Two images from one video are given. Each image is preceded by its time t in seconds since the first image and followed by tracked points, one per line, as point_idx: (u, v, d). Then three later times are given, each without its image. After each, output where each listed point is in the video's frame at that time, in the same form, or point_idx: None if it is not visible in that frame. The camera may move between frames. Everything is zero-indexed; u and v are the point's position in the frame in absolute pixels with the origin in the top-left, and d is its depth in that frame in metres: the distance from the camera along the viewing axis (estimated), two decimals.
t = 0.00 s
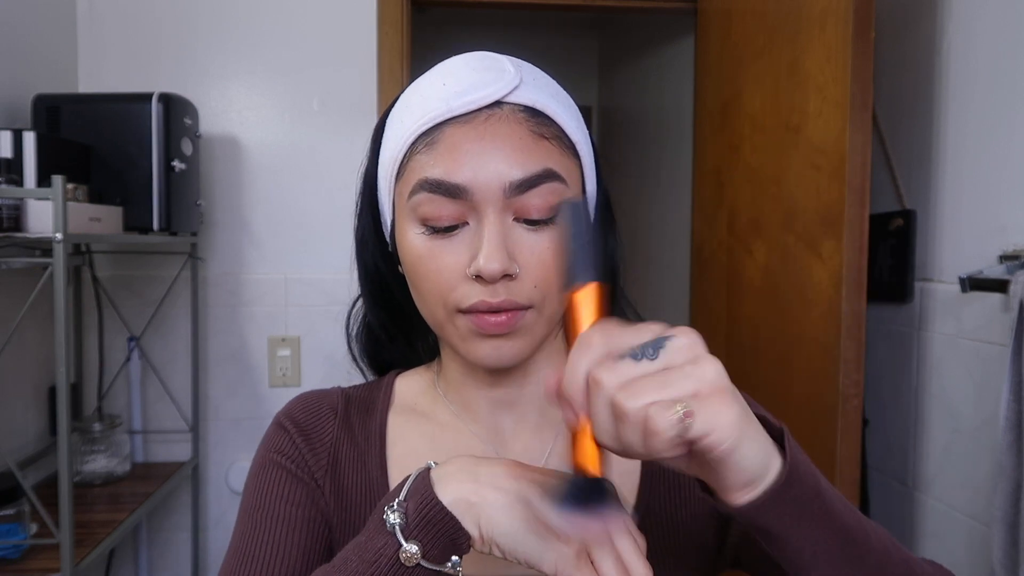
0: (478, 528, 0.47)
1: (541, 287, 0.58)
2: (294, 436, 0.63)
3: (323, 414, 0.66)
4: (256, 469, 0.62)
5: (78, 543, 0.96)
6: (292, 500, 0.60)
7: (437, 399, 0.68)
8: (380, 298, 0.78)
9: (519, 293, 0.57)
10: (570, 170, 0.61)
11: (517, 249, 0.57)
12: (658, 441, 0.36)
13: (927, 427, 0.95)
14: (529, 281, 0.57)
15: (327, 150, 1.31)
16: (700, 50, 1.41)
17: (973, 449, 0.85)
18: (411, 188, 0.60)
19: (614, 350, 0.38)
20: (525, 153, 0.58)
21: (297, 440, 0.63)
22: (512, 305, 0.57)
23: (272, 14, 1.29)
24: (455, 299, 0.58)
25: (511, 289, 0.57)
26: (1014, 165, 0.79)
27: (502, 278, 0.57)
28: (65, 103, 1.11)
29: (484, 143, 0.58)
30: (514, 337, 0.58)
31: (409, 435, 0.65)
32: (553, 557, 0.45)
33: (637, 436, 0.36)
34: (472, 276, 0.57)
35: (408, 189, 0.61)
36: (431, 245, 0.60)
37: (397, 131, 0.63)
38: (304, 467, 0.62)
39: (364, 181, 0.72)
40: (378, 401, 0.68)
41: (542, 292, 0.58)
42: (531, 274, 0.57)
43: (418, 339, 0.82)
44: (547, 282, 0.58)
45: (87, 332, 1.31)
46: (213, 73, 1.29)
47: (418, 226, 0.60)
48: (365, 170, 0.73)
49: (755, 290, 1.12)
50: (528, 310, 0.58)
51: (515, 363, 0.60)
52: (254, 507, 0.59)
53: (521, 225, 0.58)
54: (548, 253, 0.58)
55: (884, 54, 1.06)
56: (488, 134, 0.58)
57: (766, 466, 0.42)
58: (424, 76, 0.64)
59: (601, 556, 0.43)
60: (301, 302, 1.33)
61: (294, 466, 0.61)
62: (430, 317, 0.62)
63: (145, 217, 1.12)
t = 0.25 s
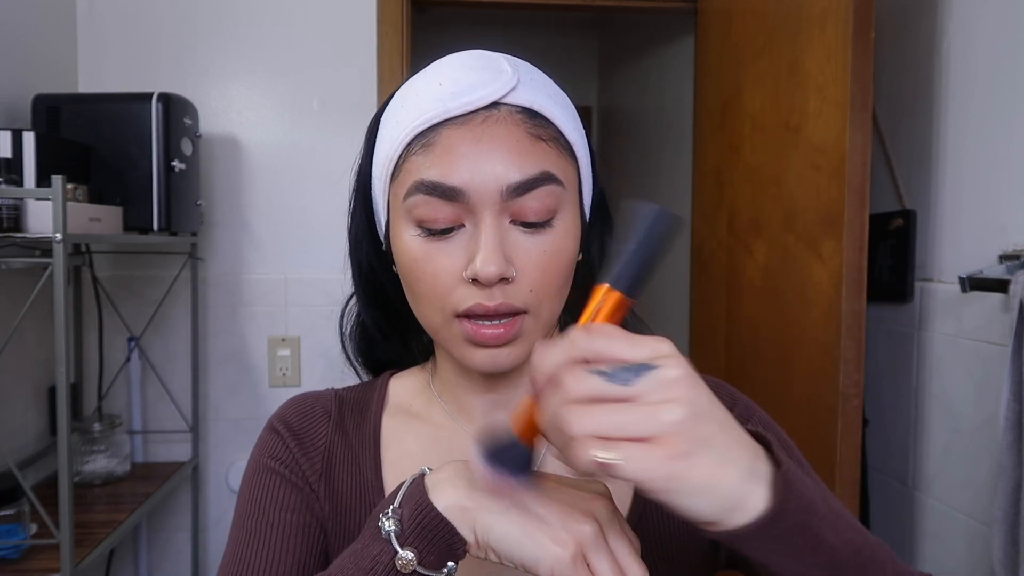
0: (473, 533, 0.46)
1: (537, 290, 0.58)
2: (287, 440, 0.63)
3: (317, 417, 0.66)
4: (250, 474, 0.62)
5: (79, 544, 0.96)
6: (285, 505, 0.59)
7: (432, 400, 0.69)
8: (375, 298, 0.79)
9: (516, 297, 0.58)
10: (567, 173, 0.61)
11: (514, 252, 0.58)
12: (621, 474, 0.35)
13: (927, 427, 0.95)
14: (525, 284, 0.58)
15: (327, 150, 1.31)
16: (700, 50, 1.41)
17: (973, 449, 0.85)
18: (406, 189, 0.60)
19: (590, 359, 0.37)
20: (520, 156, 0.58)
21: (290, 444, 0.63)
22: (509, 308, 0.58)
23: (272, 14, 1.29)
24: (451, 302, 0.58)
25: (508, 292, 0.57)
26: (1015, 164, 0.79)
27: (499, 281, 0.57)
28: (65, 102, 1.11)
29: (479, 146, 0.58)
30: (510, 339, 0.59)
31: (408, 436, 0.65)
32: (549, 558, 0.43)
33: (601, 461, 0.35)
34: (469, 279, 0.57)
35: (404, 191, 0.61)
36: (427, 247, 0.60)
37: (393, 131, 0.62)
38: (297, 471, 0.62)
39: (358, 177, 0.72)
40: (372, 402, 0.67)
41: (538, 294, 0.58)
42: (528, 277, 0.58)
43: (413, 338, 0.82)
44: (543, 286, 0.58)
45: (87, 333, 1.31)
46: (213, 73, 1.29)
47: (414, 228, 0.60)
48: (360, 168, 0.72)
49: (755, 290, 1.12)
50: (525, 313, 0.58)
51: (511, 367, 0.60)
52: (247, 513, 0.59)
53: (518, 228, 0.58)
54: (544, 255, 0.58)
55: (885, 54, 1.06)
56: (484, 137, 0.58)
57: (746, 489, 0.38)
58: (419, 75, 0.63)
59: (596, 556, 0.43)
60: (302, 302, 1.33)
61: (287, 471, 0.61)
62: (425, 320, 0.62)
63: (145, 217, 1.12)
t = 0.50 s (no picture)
0: (474, 539, 0.46)
1: (534, 291, 0.58)
2: (283, 444, 0.63)
3: (313, 420, 0.66)
4: (247, 479, 0.62)
5: (79, 544, 0.96)
6: (282, 510, 0.59)
7: (428, 402, 0.68)
8: (371, 299, 0.79)
9: (512, 299, 0.57)
10: (564, 173, 0.61)
11: (511, 255, 0.58)
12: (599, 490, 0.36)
13: (927, 427, 0.95)
14: (522, 286, 0.58)
15: (327, 150, 1.31)
16: (700, 50, 1.41)
17: (973, 450, 0.85)
18: (402, 191, 0.60)
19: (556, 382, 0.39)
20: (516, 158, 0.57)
21: (287, 448, 0.63)
22: (506, 310, 0.58)
23: (272, 14, 1.29)
24: (448, 304, 0.58)
25: (505, 294, 0.57)
26: (1015, 164, 0.79)
27: (496, 283, 0.57)
28: (65, 102, 1.11)
29: (475, 149, 0.57)
30: (508, 340, 0.59)
31: (405, 437, 0.65)
32: (552, 565, 0.43)
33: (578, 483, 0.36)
34: (465, 280, 0.57)
35: (400, 192, 0.61)
36: (424, 249, 0.59)
37: (389, 132, 0.62)
38: (294, 475, 0.61)
39: (354, 177, 0.72)
40: (369, 406, 0.67)
41: (535, 294, 0.58)
42: (524, 279, 0.58)
43: (409, 339, 0.82)
44: (540, 287, 0.58)
45: (87, 333, 1.31)
46: (213, 73, 1.29)
47: (410, 230, 0.60)
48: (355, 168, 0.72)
49: (755, 290, 1.12)
50: (522, 314, 0.58)
51: (509, 367, 0.60)
52: (244, 517, 0.59)
53: (515, 229, 0.58)
54: (541, 256, 0.58)
55: (884, 54, 1.06)
56: (480, 139, 0.58)
57: (719, 497, 0.39)
58: (415, 76, 0.63)
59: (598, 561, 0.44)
60: (301, 303, 1.33)
61: (284, 475, 0.61)
62: (422, 321, 0.62)
63: (145, 217, 1.12)
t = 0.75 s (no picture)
0: (481, 552, 0.46)
1: (533, 293, 0.58)
2: (282, 445, 0.63)
3: (312, 421, 0.66)
4: (246, 481, 0.62)
5: (79, 544, 0.96)
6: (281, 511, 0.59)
7: (427, 403, 0.68)
8: (369, 300, 0.79)
9: (511, 300, 0.58)
10: (562, 175, 0.61)
11: (509, 256, 0.58)
12: (656, 546, 0.34)
13: (927, 427, 0.95)
14: (521, 288, 0.58)
15: (327, 150, 1.31)
16: (700, 50, 1.41)
17: (973, 450, 0.85)
18: (401, 193, 0.60)
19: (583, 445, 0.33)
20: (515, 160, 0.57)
21: (286, 449, 0.63)
22: (505, 311, 0.58)
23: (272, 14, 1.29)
24: (447, 305, 0.58)
25: (503, 295, 0.57)
26: (1015, 164, 0.79)
27: (495, 285, 0.57)
28: (65, 103, 1.11)
29: (473, 150, 0.57)
30: (507, 342, 0.58)
31: (405, 437, 0.65)
32: None
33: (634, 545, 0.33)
34: (464, 282, 0.57)
35: (399, 194, 0.61)
36: (423, 250, 0.59)
37: (388, 134, 0.62)
38: (294, 477, 0.61)
39: (353, 178, 0.72)
40: (368, 406, 0.67)
41: (534, 295, 0.58)
42: (523, 281, 0.58)
43: (408, 340, 0.82)
44: (539, 289, 0.58)
45: (87, 333, 1.31)
46: (213, 73, 1.29)
47: (409, 232, 0.60)
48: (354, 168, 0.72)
49: (755, 290, 1.12)
50: (521, 315, 0.58)
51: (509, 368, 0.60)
52: (244, 520, 0.59)
53: (513, 231, 0.58)
54: (540, 258, 0.58)
55: (884, 54, 1.06)
56: (478, 141, 0.58)
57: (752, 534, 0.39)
58: (413, 78, 0.63)
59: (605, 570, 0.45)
60: (301, 303, 1.33)
61: (283, 476, 0.61)
62: (421, 323, 0.61)
63: (145, 217, 1.12)
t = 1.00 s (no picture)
0: (492, 559, 0.46)
1: (536, 293, 0.58)
2: (285, 446, 0.63)
3: (315, 422, 0.66)
4: (250, 482, 0.62)
5: (79, 544, 0.96)
6: (285, 513, 0.59)
7: (430, 403, 0.68)
8: (373, 300, 0.79)
9: (515, 300, 0.58)
10: (566, 176, 0.61)
11: (514, 256, 0.58)
12: (634, 510, 0.39)
13: (927, 427, 0.95)
14: (524, 287, 0.58)
15: (327, 150, 1.31)
16: (700, 50, 1.41)
17: (973, 449, 0.85)
18: (406, 192, 0.60)
19: (577, 414, 0.42)
20: (520, 159, 0.58)
21: (289, 451, 0.63)
22: (509, 311, 0.58)
23: (272, 14, 1.29)
24: (451, 304, 0.58)
25: (507, 295, 0.58)
26: (1015, 164, 0.79)
27: (499, 284, 0.57)
28: (65, 103, 1.11)
29: (479, 149, 0.58)
30: (510, 342, 0.59)
31: (408, 437, 0.65)
32: None
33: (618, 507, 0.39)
34: (469, 281, 0.57)
35: (403, 193, 0.61)
36: (427, 250, 0.59)
37: (393, 133, 0.62)
38: (297, 479, 0.61)
39: (357, 178, 0.72)
40: (371, 407, 0.67)
41: (537, 295, 0.59)
42: (527, 280, 0.58)
43: (411, 340, 0.82)
44: (542, 288, 0.59)
45: (87, 333, 1.31)
46: (213, 73, 1.29)
47: (413, 230, 0.60)
48: (358, 168, 0.72)
49: (755, 290, 1.12)
50: (524, 315, 0.59)
51: (512, 368, 0.60)
52: (249, 522, 0.60)
53: (518, 230, 0.59)
54: (544, 257, 0.59)
55: (884, 54, 1.06)
56: (483, 140, 0.58)
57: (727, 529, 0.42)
58: (418, 77, 0.63)
59: None
60: (301, 303, 1.33)
61: (287, 479, 0.61)
62: (425, 322, 0.62)
63: (145, 217, 1.12)
